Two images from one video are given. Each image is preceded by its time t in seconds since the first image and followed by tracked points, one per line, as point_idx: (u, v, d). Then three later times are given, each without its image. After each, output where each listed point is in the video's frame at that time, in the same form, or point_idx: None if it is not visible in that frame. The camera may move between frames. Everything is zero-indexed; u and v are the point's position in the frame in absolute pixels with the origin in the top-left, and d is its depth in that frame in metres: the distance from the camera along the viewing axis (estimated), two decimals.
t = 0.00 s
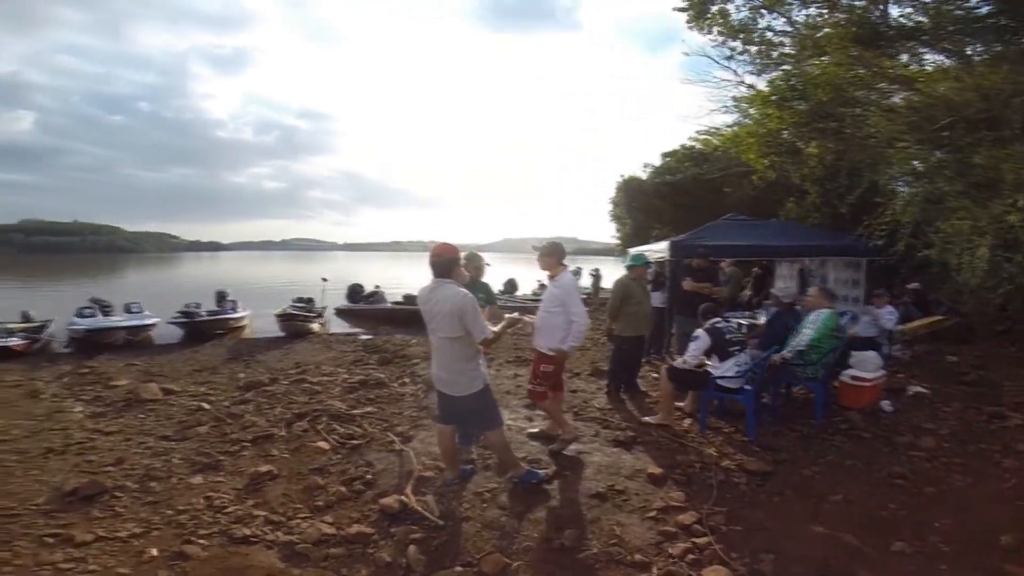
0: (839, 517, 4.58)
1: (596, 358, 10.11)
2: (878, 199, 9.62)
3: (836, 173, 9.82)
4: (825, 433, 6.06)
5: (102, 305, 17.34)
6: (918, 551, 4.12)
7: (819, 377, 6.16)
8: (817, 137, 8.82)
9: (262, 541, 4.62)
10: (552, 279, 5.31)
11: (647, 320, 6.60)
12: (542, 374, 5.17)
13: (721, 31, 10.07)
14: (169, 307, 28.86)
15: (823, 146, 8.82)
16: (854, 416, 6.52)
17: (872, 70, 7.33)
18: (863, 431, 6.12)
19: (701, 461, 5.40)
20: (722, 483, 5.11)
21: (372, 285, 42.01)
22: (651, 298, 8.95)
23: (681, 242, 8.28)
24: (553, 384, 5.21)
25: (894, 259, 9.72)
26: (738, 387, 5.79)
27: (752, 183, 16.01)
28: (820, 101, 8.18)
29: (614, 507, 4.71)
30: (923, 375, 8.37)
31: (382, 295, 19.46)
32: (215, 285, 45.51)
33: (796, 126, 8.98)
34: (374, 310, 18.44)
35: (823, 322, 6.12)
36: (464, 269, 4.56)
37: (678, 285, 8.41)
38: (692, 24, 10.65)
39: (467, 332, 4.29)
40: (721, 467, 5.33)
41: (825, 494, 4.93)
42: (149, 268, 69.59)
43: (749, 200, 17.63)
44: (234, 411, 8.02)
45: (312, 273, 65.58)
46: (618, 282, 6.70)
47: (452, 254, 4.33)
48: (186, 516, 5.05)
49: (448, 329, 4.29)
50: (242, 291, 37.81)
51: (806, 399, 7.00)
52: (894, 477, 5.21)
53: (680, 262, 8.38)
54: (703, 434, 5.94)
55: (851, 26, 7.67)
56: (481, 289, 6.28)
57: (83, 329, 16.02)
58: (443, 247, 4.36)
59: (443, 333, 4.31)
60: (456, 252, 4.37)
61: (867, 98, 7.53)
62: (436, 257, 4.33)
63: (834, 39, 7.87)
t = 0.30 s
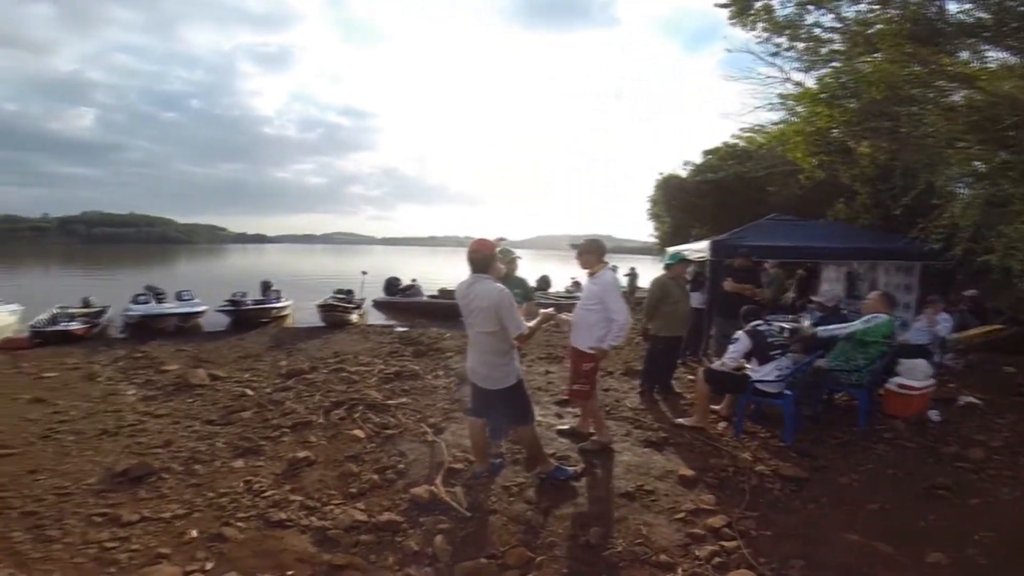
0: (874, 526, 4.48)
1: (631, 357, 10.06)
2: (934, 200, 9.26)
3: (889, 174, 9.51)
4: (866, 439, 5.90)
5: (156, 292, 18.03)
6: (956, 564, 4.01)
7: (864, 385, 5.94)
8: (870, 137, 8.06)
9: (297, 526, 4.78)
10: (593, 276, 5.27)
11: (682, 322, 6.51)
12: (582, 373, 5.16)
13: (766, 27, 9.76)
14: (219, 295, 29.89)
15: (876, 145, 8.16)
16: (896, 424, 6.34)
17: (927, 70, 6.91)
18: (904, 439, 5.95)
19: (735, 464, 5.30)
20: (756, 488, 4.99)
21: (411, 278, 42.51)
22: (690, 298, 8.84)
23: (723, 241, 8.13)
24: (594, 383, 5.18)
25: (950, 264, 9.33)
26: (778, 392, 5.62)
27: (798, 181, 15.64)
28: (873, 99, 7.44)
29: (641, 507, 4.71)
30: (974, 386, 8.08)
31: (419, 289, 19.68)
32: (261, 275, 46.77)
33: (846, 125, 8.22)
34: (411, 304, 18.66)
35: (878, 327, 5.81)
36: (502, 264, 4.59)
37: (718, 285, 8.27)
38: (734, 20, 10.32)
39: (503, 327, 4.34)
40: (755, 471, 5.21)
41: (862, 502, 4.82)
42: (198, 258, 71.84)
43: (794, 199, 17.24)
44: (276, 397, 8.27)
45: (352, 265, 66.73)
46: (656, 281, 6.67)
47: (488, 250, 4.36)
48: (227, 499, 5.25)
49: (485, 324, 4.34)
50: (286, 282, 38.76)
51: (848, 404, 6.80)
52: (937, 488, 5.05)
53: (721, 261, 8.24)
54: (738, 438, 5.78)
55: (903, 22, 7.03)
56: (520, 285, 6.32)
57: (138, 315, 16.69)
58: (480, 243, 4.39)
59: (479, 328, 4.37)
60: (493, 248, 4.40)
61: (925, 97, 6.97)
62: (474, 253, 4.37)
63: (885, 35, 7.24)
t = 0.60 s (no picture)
0: (912, 535, 4.35)
1: (658, 362, 9.98)
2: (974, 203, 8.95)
3: (924, 175, 9.26)
4: (903, 448, 5.74)
5: (190, 295, 18.38)
6: None
7: (899, 392, 5.79)
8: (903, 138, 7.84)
9: (325, 528, 4.82)
10: (627, 281, 5.00)
11: (711, 327, 6.37)
12: (617, 380, 4.99)
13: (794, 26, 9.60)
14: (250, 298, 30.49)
15: (909, 146, 8.01)
16: (933, 432, 6.16)
17: (966, 66, 6.91)
18: (942, 448, 5.79)
19: (766, 472, 5.21)
20: (786, 495, 4.90)
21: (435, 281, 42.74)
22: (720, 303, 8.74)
23: (754, 244, 7.94)
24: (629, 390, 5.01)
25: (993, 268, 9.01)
26: (811, 399, 5.49)
27: (829, 184, 15.39)
28: (906, 100, 7.23)
29: (669, 513, 4.65)
30: (1016, 393, 7.83)
31: (443, 293, 19.76)
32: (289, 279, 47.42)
33: (879, 126, 7.93)
34: (436, 307, 18.73)
35: (916, 336, 5.56)
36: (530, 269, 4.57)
37: (749, 289, 8.13)
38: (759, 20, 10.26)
39: (531, 333, 4.32)
40: (786, 479, 5.12)
41: (899, 511, 4.68)
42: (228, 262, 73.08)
43: (825, 202, 16.96)
44: (305, 399, 8.37)
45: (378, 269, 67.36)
46: (684, 285, 6.61)
47: (518, 255, 4.34)
48: (258, 499, 5.33)
49: (513, 328, 4.33)
50: (314, 285, 39.26)
51: (884, 412, 6.65)
52: (978, 497, 4.89)
53: (751, 265, 8.06)
54: (768, 445, 5.69)
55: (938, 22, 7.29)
56: (546, 288, 6.32)
57: (173, 317, 17.03)
58: (510, 248, 4.36)
59: (508, 333, 4.35)
60: (522, 252, 4.37)
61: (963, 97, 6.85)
62: (500, 258, 4.35)
63: (917, 35, 7.32)
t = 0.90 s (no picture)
0: (958, 523, 4.27)
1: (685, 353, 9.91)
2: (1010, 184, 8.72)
3: (954, 156, 9.05)
4: (944, 435, 5.62)
5: (218, 299, 18.66)
6: None
7: (942, 377, 5.63)
8: (930, 121, 7.67)
9: (362, 527, 4.87)
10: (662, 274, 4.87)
11: (743, 317, 6.34)
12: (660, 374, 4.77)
13: (807, 11, 9.44)
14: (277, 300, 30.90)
15: (936, 128, 7.82)
16: (974, 418, 6.03)
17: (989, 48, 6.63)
18: (985, 435, 5.65)
19: (803, 462, 5.15)
20: (825, 485, 4.84)
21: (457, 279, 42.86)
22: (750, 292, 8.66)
23: (783, 231, 7.87)
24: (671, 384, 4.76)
25: None
26: (848, 387, 5.37)
27: (854, 168, 15.11)
28: (931, 83, 7.11)
29: (707, 506, 4.62)
30: None
31: (465, 290, 19.78)
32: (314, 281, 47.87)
33: (904, 109, 7.77)
34: (459, 304, 18.76)
35: (955, 322, 5.48)
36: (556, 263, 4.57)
37: (778, 277, 8.05)
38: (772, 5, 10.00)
39: (560, 327, 4.31)
40: (825, 469, 5.05)
41: (943, 499, 4.59)
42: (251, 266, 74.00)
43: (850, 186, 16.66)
44: (336, 398, 8.46)
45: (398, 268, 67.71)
46: (712, 274, 6.56)
47: (542, 249, 4.34)
48: (296, 499, 5.41)
49: (542, 323, 4.31)
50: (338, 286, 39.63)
51: (923, 400, 6.52)
52: None
53: (780, 253, 7.99)
54: (804, 435, 5.62)
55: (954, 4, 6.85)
56: (572, 281, 6.32)
57: (204, 321, 17.30)
58: (534, 243, 4.36)
59: (536, 328, 4.34)
60: (546, 246, 4.37)
61: (990, 78, 6.69)
62: (527, 254, 4.35)
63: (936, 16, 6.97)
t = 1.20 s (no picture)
0: (1003, 536, 4.11)
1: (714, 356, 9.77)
2: None
3: (997, 159, 8.78)
4: (987, 445, 5.43)
5: (250, 296, 18.94)
6: None
7: (988, 388, 5.46)
8: (973, 123, 7.44)
9: (388, 525, 4.87)
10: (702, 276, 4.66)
11: (779, 322, 6.23)
12: (697, 380, 4.50)
13: (840, 10, 9.21)
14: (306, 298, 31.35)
15: (979, 130, 7.57)
16: (1018, 429, 5.80)
17: None
18: None
19: (839, 470, 5.01)
20: (862, 494, 4.70)
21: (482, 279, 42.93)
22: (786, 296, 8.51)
23: (822, 235, 7.72)
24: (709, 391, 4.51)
25: None
26: (889, 395, 5.21)
27: (891, 170, 14.76)
28: (975, 84, 6.91)
29: (739, 513, 4.52)
30: None
31: (489, 290, 19.79)
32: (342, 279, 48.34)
33: (948, 111, 7.54)
34: (484, 304, 18.76)
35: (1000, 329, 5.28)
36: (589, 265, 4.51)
37: (816, 282, 7.89)
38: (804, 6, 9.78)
39: (592, 329, 4.25)
40: (862, 478, 4.91)
41: (987, 510, 4.43)
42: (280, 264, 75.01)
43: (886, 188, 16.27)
44: (364, 396, 8.51)
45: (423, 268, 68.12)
46: (747, 278, 6.42)
47: (576, 250, 4.28)
48: (324, 496, 5.44)
49: (574, 324, 4.25)
50: (366, 284, 39.96)
51: (966, 410, 6.30)
52: None
53: (818, 257, 7.83)
54: (840, 443, 5.48)
55: None
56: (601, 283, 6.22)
57: (237, 317, 17.55)
58: (567, 243, 4.31)
59: (568, 329, 4.28)
60: (580, 247, 4.31)
61: None
62: (560, 254, 4.30)
63: (980, 15, 6.80)
